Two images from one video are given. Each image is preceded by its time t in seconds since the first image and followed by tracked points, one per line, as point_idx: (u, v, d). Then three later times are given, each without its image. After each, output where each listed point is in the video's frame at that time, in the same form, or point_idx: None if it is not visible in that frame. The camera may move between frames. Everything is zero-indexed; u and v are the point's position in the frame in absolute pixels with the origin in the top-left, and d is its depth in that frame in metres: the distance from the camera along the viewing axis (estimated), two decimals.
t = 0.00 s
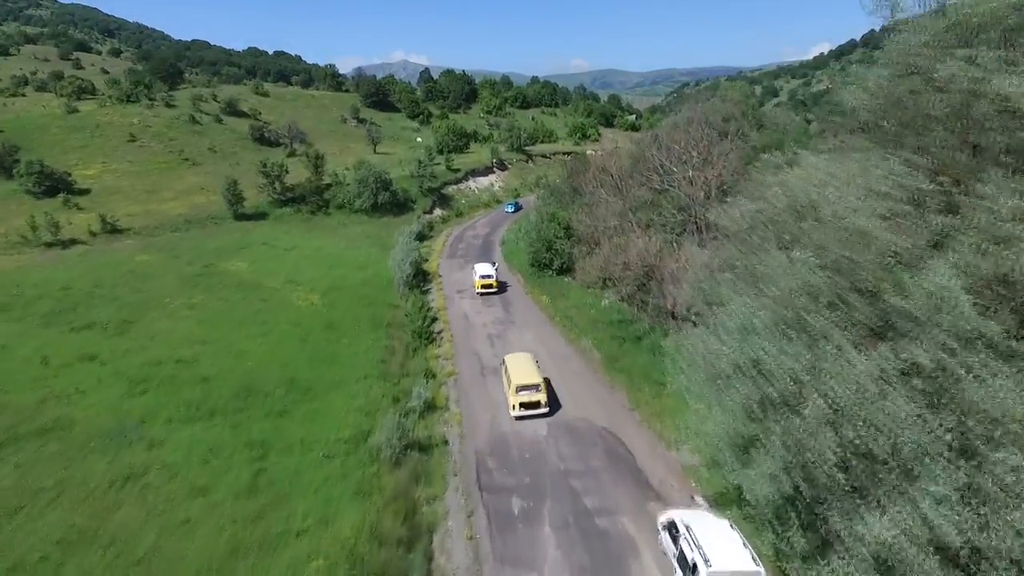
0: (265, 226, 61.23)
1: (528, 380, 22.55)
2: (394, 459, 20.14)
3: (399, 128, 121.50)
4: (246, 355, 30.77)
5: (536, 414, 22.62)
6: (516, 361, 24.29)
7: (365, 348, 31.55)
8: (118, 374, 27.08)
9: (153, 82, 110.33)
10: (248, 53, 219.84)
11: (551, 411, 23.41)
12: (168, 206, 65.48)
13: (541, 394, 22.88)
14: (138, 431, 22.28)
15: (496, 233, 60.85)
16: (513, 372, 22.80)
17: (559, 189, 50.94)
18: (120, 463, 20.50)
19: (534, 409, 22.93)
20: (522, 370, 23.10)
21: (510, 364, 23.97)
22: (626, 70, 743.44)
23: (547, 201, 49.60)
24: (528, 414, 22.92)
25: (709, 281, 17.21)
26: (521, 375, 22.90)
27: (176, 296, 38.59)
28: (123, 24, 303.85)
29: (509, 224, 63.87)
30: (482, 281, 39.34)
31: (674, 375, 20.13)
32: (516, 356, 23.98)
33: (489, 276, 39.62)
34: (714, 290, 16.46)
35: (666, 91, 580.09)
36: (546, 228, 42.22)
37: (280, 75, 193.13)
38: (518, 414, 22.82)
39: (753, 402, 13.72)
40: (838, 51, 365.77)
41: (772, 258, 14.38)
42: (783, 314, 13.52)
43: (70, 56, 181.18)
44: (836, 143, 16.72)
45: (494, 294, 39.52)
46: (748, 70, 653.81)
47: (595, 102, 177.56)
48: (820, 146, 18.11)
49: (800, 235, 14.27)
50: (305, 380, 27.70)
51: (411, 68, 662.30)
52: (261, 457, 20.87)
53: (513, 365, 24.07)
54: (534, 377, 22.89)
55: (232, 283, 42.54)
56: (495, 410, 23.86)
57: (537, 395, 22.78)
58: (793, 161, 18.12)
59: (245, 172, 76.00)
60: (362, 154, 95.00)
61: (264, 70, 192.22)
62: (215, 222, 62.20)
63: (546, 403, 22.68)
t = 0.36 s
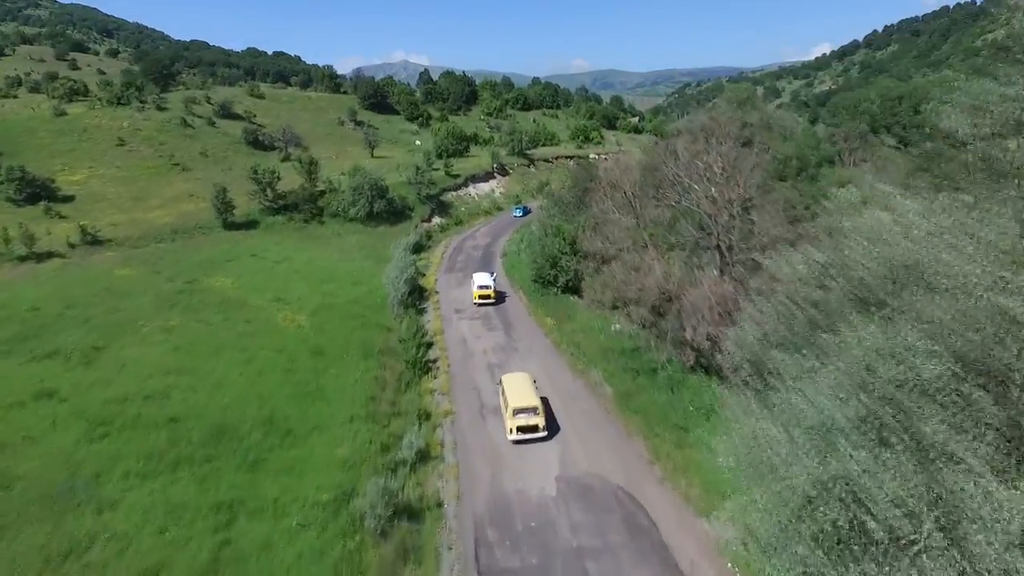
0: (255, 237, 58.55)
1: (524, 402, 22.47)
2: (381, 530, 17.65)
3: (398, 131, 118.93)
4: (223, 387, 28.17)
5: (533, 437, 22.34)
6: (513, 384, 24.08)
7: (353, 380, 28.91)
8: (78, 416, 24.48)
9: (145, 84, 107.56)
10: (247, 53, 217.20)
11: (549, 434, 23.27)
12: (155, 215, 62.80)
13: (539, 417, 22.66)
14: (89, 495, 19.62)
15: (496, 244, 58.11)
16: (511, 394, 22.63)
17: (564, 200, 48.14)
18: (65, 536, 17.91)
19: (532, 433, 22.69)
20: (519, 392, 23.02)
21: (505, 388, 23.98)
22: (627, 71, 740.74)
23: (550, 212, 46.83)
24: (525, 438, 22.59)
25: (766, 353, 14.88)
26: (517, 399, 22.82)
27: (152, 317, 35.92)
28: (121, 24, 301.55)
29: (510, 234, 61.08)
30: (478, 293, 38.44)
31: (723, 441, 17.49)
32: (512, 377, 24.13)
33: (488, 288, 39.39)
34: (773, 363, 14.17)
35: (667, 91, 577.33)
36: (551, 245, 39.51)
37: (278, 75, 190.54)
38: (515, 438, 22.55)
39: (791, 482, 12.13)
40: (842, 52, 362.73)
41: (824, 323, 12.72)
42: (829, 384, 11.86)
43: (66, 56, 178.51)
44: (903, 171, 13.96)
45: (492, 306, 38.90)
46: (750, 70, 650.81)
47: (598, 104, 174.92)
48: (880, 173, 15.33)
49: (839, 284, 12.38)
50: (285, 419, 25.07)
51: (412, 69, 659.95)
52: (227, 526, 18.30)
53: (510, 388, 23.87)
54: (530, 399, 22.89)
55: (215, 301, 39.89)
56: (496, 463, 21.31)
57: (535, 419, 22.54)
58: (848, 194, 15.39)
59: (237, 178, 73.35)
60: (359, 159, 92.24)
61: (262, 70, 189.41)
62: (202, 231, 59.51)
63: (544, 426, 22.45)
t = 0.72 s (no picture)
0: (247, 248, 55.98)
1: (526, 426, 21.95)
2: None
3: (398, 132, 117.39)
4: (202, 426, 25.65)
5: (534, 462, 21.90)
6: (512, 405, 23.59)
7: (344, 417, 26.31)
8: (36, 466, 21.96)
9: (138, 86, 104.93)
10: (245, 53, 214.77)
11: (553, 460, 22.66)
12: (143, 224, 60.17)
13: (541, 441, 22.15)
14: None
15: (499, 256, 55.56)
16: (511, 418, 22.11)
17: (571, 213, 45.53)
18: None
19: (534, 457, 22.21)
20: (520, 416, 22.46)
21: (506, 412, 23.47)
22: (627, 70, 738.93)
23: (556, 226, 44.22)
24: (527, 463, 22.11)
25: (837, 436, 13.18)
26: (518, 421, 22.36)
27: (129, 341, 33.35)
28: (120, 24, 299.46)
29: (513, 245, 58.54)
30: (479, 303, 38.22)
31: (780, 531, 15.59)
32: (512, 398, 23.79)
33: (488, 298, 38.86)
34: (824, 419, 13.75)
35: (668, 91, 575.07)
36: (558, 263, 37.01)
37: (277, 75, 188.14)
38: (516, 463, 22.07)
39: None
40: (844, 52, 360.70)
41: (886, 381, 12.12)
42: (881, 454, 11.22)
43: (61, 57, 175.96)
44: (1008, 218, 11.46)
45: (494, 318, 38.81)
46: (751, 71, 650.57)
47: (600, 106, 172.69)
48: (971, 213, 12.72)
49: (921, 345, 11.46)
50: (266, 469, 22.54)
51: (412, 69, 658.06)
52: None
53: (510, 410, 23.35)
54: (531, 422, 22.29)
55: (199, 322, 37.35)
56: (504, 532, 18.93)
57: (537, 443, 22.01)
58: (950, 255, 14.28)
59: (230, 186, 70.81)
60: (356, 165, 89.74)
61: (261, 70, 187.14)
62: (192, 241, 56.96)
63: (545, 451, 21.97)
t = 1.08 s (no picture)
0: (240, 261, 53.58)
1: (534, 449, 21.74)
2: None
3: (398, 135, 115.29)
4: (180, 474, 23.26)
5: (541, 485, 21.71)
6: (519, 424, 23.41)
7: (339, 463, 23.90)
8: None
9: (132, 88, 102.45)
10: (245, 53, 212.42)
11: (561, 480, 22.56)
12: (132, 234, 57.71)
13: (548, 464, 21.89)
14: None
15: (504, 270, 53.17)
16: (519, 440, 21.90)
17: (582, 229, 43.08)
18: None
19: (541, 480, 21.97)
20: (527, 438, 22.32)
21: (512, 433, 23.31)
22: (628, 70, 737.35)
23: (566, 242, 41.76)
24: (533, 485, 21.92)
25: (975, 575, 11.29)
26: (525, 442, 22.23)
27: (109, 371, 30.92)
28: (119, 23, 297.21)
29: (519, 258, 56.16)
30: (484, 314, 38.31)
31: None
32: (518, 416, 23.95)
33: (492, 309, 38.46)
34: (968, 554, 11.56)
35: (669, 92, 572.80)
36: (570, 285, 34.76)
37: (276, 76, 185.80)
38: (522, 485, 21.88)
39: None
40: (847, 53, 358.74)
41: (1020, 518, 13.48)
42: (995, 567, 12.47)
43: (58, 56, 173.55)
44: None
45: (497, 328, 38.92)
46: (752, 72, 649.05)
47: (603, 108, 170.55)
48: None
49: None
50: (252, 530, 20.14)
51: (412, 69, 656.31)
52: None
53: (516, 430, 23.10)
54: (539, 444, 22.13)
55: (186, 347, 34.94)
56: None
57: (544, 466, 21.81)
58: None
59: (224, 194, 68.46)
60: (356, 171, 87.30)
61: (260, 71, 184.90)
62: (183, 253, 54.54)
63: (551, 473, 21.75)
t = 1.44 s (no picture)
0: (229, 275, 51.06)
1: (539, 469, 21.38)
2: None
3: (394, 139, 112.86)
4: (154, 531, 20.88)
5: (545, 505, 21.37)
6: (524, 442, 23.09)
7: (332, 516, 21.56)
8: None
9: (119, 90, 99.61)
10: (238, 53, 209.54)
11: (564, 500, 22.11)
12: (115, 244, 55.06)
13: (553, 484, 21.52)
14: None
15: (506, 284, 50.88)
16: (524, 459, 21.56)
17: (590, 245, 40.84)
18: None
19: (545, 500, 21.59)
20: (531, 456, 22.02)
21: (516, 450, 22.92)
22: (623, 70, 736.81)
23: (573, 259, 39.48)
24: (537, 505, 21.55)
25: None
26: (530, 462, 21.81)
27: (81, 405, 28.38)
28: (110, 22, 293.50)
29: (520, 271, 53.86)
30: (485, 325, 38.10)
31: None
32: (522, 434, 23.62)
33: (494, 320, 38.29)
34: None
35: (664, 92, 572.15)
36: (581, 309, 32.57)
37: (269, 76, 182.98)
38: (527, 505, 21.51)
39: None
40: (842, 54, 358.40)
41: None
42: None
43: (47, 56, 170.20)
44: None
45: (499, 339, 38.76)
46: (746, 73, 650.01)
47: (600, 110, 168.72)
48: None
49: None
50: None
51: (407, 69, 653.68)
52: None
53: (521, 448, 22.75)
54: (544, 463, 21.73)
55: (166, 374, 32.48)
56: None
57: (549, 486, 21.43)
58: None
59: (213, 202, 65.89)
60: (350, 176, 84.81)
61: (252, 70, 182.01)
62: (169, 265, 51.94)
63: (557, 494, 21.41)
